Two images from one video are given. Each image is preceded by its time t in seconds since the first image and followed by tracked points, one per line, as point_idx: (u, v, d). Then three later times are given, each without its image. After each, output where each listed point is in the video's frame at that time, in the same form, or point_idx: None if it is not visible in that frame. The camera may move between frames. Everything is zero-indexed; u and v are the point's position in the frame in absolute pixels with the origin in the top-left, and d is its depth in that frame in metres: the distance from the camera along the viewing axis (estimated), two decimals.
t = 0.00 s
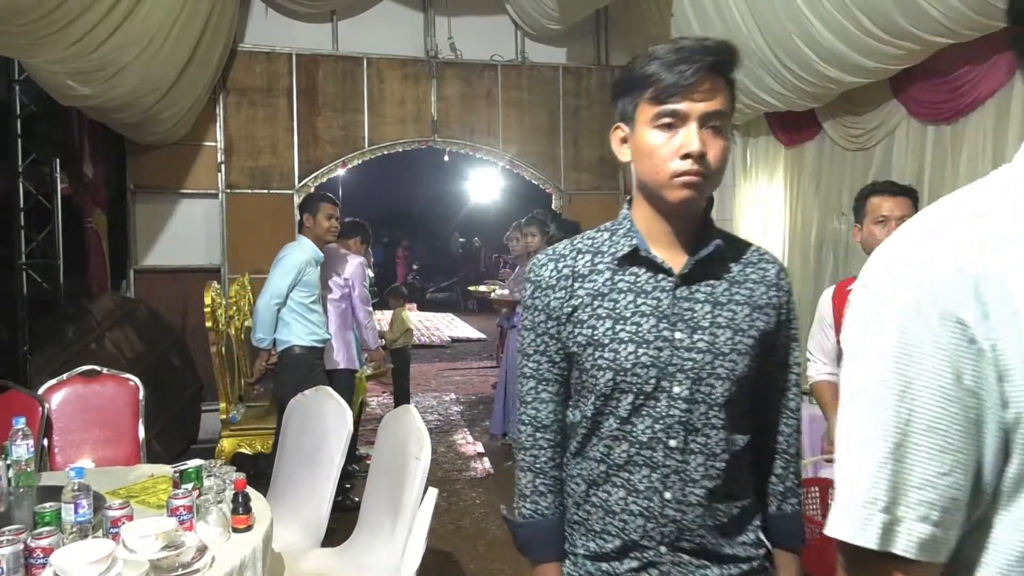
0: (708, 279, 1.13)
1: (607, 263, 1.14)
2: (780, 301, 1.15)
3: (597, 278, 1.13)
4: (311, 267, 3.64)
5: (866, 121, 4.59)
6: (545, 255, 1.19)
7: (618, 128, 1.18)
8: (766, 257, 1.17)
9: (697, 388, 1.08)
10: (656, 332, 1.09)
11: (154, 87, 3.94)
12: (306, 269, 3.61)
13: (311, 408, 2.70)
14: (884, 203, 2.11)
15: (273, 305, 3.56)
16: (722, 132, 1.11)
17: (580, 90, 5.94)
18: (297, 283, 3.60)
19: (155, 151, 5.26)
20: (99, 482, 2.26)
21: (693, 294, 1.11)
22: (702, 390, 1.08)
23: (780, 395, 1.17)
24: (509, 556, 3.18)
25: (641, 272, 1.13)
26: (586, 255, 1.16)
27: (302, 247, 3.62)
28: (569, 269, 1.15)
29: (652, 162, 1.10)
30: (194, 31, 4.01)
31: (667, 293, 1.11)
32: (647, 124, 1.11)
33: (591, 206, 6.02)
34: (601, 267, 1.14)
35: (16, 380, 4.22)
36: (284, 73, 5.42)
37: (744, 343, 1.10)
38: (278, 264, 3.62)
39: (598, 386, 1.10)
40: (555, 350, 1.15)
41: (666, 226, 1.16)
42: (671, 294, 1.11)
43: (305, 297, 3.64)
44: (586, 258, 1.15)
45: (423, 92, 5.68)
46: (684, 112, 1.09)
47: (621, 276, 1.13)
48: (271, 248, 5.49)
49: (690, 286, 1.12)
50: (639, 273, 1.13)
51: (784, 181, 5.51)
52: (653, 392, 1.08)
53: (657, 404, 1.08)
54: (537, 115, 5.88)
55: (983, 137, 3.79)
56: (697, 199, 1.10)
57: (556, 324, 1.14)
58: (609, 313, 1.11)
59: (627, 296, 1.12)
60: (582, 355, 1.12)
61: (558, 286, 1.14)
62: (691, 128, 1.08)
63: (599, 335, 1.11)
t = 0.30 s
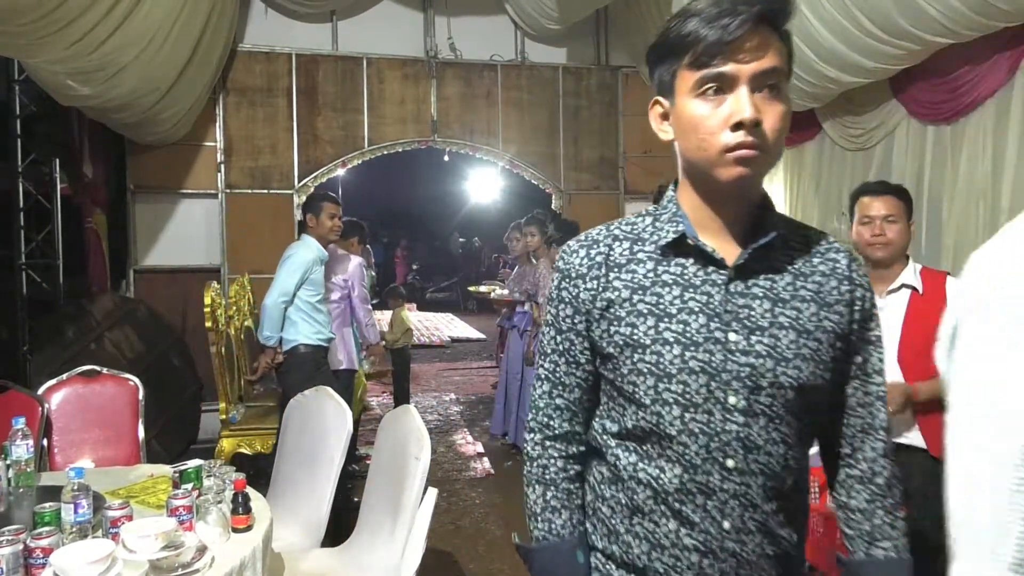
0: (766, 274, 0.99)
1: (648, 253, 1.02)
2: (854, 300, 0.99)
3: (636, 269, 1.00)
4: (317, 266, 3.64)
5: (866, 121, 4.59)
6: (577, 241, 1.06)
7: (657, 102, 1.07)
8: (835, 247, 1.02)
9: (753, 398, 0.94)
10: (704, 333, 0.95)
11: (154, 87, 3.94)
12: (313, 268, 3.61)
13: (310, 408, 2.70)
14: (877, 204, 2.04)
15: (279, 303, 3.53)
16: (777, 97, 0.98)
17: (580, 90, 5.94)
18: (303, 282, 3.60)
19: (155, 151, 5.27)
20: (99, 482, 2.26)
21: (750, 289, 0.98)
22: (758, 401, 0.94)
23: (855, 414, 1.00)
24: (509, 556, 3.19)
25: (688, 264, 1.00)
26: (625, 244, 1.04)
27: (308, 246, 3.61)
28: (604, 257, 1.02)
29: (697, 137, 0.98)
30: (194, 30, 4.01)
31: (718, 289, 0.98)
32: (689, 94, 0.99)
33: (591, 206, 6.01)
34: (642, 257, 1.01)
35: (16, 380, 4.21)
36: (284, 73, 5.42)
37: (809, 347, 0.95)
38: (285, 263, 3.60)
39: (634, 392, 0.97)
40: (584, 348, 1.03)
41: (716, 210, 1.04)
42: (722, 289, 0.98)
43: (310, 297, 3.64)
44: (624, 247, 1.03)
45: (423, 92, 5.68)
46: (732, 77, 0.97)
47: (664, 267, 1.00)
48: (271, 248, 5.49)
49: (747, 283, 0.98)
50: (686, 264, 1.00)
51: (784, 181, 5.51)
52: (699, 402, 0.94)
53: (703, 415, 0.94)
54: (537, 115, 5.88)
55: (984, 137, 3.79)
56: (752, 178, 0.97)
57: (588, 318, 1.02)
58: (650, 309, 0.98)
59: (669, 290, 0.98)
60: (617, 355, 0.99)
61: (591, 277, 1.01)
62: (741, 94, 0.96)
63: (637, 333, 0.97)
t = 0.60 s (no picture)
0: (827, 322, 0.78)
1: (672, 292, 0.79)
2: (938, 349, 0.78)
3: (659, 315, 0.78)
4: (331, 270, 3.64)
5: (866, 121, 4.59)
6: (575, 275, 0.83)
7: (684, 87, 0.84)
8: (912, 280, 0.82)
9: (824, 486, 0.72)
10: (758, 401, 0.73)
11: (154, 87, 3.95)
12: (328, 271, 3.61)
13: (310, 408, 2.70)
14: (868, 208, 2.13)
15: (290, 302, 3.51)
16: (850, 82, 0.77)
17: (579, 90, 5.94)
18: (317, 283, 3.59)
19: (155, 151, 5.27)
20: (98, 482, 2.26)
21: (809, 340, 0.77)
22: (831, 489, 0.72)
23: (942, 503, 0.78)
24: (509, 555, 3.19)
25: (727, 307, 0.78)
26: (640, 282, 0.81)
27: (320, 248, 3.58)
28: (613, 298, 0.79)
29: (745, 129, 0.75)
30: (194, 30, 4.02)
31: (768, 342, 0.76)
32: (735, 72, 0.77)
33: (591, 206, 6.01)
34: (665, 297, 0.79)
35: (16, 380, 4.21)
36: (284, 73, 5.42)
37: (891, 415, 0.74)
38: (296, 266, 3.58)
39: (666, 480, 0.74)
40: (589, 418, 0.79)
41: (759, 231, 0.82)
42: (773, 342, 0.76)
43: (320, 299, 3.64)
44: (638, 284, 0.80)
45: (423, 93, 5.68)
46: (792, 53, 0.75)
47: (695, 312, 0.78)
48: (270, 248, 5.48)
49: (807, 333, 0.77)
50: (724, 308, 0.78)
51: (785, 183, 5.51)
52: (756, 493, 0.72)
53: (762, 511, 0.72)
54: (537, 115, 5.88)
55: (983, 137, 3.81)
56: (819, 187, 0.75)
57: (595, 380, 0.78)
58: (682, 372, 0.75)
59: (704, 345, 0.76)
60: (638, 431, 0.76)
61: (598, 326, 0.78)
62: (805, 73, 0.75)
63: (666, 402, 0.74)
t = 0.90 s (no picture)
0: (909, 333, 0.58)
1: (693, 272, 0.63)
2: None
3: (670, 303, 0.62)
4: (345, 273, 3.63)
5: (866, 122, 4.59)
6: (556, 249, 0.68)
7: None
8: None
9: (908, 548, 0.53)
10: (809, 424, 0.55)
11: (155, 87, 3.95)
12: (343, 274, 3.59)
13: (310, 408, 2.70)
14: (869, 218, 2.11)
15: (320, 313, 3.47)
16: None
17: (579, 90, 5.94)
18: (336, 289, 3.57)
19: (155, 151, 5.27)
20: (98, 482, 2.26)
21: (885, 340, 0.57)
22: (919, 553, 0.53)
23: None
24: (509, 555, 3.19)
25: (765, 295, 0.60)
26: (645, 258, 0.65)
27: (331, 270, 3.48)
28: (612, 280, 0.64)
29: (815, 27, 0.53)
30: (194, 30, 4.02)
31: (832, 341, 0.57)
32: None
33: (592, 206, 6.01)
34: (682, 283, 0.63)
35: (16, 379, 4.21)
36: (284, 73, 5.42)
37: (1006, 445, 0.53)
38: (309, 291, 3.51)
39: (682, 530, 0.59)
40: (580, 445, 0.64)
41: (816, 185, 0.61)
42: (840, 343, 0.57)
43: (338, 303, 3.62)
44: (642, 259, 0.65)
45: (423, 93, 5.68)
46: None
47: (721, 298, 0.61)
48: (270, 248, 5.48)
49: (883, 330, 0.58)
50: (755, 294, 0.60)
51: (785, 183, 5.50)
52: (807, 557, 0.54)
53: None
54: (537, 115, 5.88)
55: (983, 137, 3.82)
56: (906, 127, 0.54)
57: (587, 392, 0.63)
58: (699, 388, 0.59)
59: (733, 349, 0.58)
60: (641, 464, 0.60)
61: (589, 320, 0.63)
62: None
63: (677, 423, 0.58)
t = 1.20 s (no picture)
0: None
1: (805, 325, 0.48)
2: None
3: (767, 365, 0.48)
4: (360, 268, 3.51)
5: (865, 122, 4.59)
6: (624, 278, 0.57)
7: None
8: None
9: None
10: (966, 563, 0.39)
11: (154, 87, 3.95)
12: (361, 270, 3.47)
13: (310, 408, 2.70)
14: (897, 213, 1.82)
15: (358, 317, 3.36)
16: None
17: (579, 90, 5.94)
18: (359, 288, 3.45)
19: (156, 151, 5.27)
20: (99, 482, 2.26)
21: None
22: None
23: None
24: (509, 555, 3.19)
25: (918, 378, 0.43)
26: (736, 295, 0.51)
27: (352, 276, 3.35)
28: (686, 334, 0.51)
29: None
30: (194, 30, 4.01)
31: None
32: None
33: (592, 206, 6.00)
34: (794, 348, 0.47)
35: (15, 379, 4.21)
36: (284, 72, 5.42)
37: None
38: (337, 303, 3.38)
39: None
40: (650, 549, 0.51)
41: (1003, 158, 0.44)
42: None
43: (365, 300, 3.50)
44: (726, 299, 0.51)
45: (423, 93, 5.68)
46: None
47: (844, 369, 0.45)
48: (270, 248, 5.48)
49: None
50: (897, 361, 0.44)
51: (785, 183, 5.51)
52: None
53: None
54: (537, 115, 5.88)
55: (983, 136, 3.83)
56: None
57: (650, 480, 0.51)
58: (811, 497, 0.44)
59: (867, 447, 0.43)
60: None
61: (649, 385, 0.51)
62: None
63: (767, 554, 0.44)
